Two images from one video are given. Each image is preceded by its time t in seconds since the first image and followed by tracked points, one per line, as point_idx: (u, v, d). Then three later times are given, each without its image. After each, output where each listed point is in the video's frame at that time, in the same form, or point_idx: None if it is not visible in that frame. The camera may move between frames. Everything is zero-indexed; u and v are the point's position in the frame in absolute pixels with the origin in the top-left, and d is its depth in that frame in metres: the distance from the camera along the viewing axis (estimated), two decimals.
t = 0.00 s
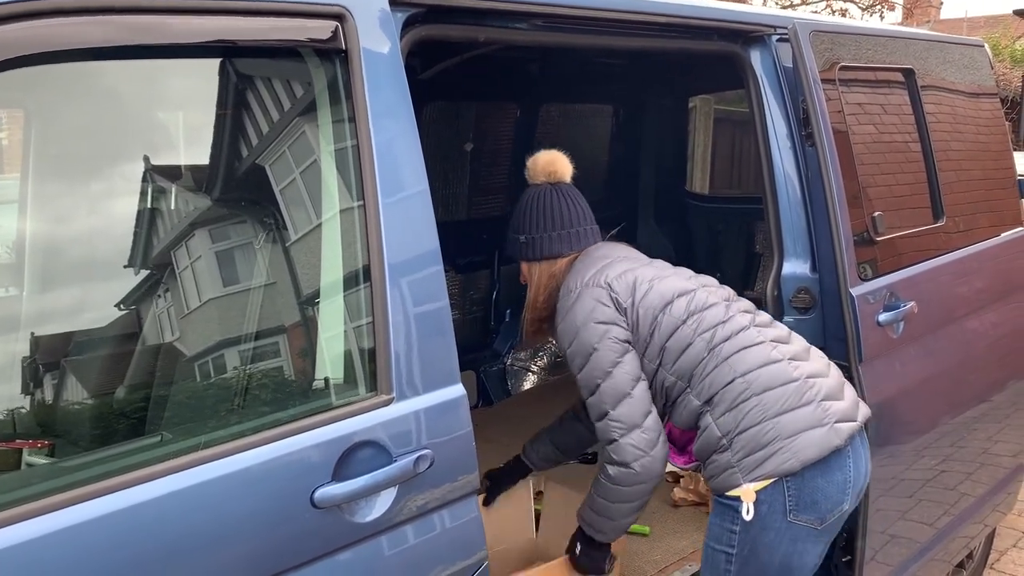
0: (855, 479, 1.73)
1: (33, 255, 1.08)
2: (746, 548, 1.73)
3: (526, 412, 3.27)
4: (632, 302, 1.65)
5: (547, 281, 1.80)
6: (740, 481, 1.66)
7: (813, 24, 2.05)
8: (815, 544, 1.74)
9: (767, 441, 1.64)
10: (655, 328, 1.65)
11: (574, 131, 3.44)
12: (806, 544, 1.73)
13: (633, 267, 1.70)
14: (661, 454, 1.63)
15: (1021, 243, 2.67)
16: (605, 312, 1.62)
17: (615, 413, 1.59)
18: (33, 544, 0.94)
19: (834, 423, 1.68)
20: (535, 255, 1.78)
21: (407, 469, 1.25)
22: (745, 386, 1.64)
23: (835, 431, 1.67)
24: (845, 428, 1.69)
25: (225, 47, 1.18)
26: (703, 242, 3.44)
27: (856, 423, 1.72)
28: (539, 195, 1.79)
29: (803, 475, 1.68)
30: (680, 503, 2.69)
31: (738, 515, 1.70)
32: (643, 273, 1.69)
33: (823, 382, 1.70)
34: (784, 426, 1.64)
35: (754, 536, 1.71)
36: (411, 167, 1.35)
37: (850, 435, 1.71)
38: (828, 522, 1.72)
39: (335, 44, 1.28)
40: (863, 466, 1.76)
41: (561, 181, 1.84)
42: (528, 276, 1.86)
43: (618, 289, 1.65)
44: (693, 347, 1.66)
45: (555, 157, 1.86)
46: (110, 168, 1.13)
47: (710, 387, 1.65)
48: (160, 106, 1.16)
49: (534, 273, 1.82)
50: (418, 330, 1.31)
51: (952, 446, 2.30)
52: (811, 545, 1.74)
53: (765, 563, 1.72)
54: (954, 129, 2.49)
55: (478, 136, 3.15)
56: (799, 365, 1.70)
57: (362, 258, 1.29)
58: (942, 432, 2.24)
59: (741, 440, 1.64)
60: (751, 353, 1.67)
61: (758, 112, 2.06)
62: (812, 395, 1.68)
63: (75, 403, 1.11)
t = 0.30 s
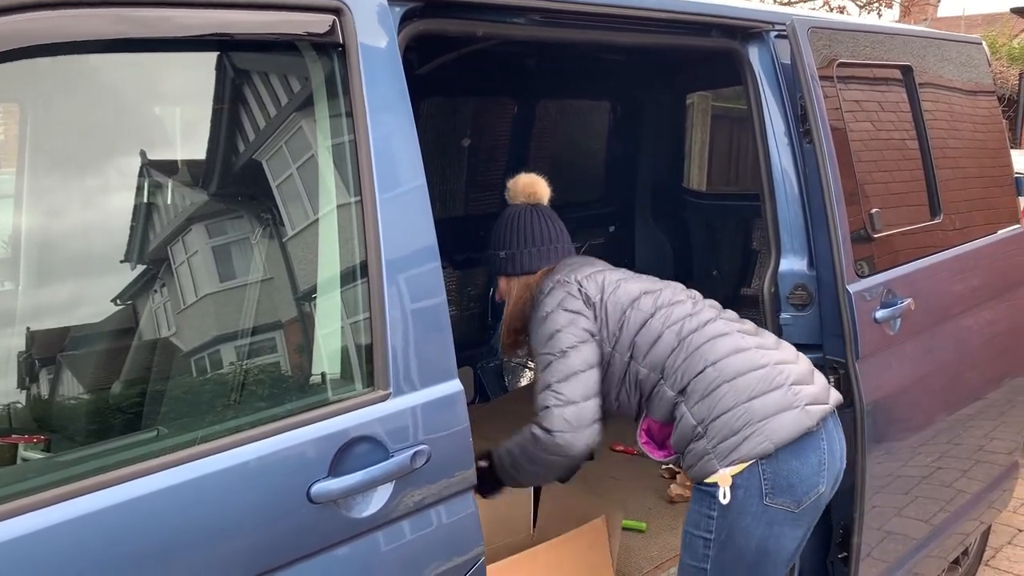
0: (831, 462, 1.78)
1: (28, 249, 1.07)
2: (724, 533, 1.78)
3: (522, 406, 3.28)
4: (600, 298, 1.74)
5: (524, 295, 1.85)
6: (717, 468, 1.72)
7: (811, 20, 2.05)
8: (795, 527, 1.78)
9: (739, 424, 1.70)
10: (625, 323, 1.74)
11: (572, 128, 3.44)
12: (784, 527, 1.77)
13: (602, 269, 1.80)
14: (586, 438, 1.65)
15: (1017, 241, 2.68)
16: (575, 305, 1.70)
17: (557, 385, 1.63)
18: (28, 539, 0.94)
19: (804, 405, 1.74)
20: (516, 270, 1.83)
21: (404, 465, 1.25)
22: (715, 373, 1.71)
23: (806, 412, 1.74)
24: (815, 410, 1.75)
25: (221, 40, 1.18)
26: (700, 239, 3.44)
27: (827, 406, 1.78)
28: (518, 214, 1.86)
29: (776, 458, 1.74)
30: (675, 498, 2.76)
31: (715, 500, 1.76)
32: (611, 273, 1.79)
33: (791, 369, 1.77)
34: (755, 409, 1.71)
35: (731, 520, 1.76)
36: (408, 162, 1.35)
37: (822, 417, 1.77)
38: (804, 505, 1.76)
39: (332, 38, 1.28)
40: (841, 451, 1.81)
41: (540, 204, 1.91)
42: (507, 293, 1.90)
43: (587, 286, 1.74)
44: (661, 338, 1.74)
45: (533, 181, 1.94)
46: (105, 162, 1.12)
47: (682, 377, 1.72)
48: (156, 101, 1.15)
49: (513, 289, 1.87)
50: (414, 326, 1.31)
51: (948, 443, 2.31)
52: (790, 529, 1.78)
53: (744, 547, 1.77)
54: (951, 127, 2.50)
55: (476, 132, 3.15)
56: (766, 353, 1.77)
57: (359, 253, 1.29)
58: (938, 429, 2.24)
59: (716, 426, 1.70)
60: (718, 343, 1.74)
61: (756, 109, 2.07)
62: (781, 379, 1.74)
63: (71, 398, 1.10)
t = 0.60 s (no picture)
0: (786, 428, 1.78)
1: (28, 246, 1.07)
2: (689, 509, 1.82)
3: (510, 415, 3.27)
4: (537, 310, 1.98)
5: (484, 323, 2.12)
6: (672, 446, 1.76)
7: (811, 18, 2.05)
8: (760, 498, 1.78)
9: (689, 399, 1.74)
10: (565, 329, 1.94)
11: (571, 125, 3.44)
12: (747, 498, 1.78)
13: (548, 290, 2.04)
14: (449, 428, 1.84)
15: (1016, 239, 2.69)
16: (509, 315, 1.95)
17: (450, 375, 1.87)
18: (28, 535, 0.94)
19: (748, 377, 1.76)
20: (480, 299, 2.11)
21: (405, 461, 1.26)
22: (650, 360, 1.81)
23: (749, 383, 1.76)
24: (761, 381, 1.77)
25: (220, 36, 1.18)
26: (699, 236, 3.44)
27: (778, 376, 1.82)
28: (479, 255, 2.20)
29: (727, 429, 1.77)
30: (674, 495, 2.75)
31: (675, 478, 1.81)
32: (555, 293, 2.03)
33: (733, 351, 1.84)
34: (701, 383, 1.75)
35: (694, 495, 1.80)
36: (409, 159, 1.35)
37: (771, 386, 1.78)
38: (764, 473, 1.76)
39: (334, 34, 1.27)
40: (799, 418, 1.82)
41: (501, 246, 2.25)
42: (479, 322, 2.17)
43: (529, 301, 1.99)
44: (603, 335, 1.90)
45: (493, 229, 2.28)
46: (104, 158, 1.12)
47: (621, 370, 1.85)
48: (155, 97, 1.15)
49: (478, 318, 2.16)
50: (414, 323, 1.31)
51: (947, 440, 2.31)
52: (755, 499, 1.78)
53: (709, 521, 1.79)
54: (951, 124, 2.50)
55: (476, 129, 3.15)
56: (710, 338, 1.86)
57: (360, 249, 1.29)
58: (937, 426, 2.25)
59: (662, 407, 1.77)
60: (654, 334, 1.86)
61: (756, 107, 2.07)
62: (724, 357, 1.81)
63: (70, 394, 1.11)
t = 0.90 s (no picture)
0: (732, 408, 1.76)
1: (29, 246, 1.07)
2: (653, 499, 1.81)
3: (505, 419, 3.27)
4: (486, 330, 2.01)
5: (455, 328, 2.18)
6: (626, 443, 1.75)
7: (812, 16, 2.06)
8: (719, 480, 1.76)
9: (631, 399, 1.73)
10: (511, 347, 1.95)
11: (572, 123, 3.43)
12: (706, 481, 1.75)
13: (493, 308, 2.06)
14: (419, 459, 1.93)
15: (1015, 238, 2.69)
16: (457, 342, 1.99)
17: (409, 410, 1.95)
18: (30, 534, 0.94)
19: (686, 366, 1.75)
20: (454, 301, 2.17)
21: (407, 459, 1.26)
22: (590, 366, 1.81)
23: (687, 371, 1.75)
24: (700, 369, 1.76)
25: (222, 35, 1.18)
26: (699, 234, 3.44)
27: (719, 362, 1.81)
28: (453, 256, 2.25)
29: (675, 416, 1.75)
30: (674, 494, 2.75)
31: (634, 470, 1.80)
32: (502, 308, 2.04)
33: (673, 343, 1.83)
34: (640, 379, 1.74)
35: (655, 483, 1.79)
36: (411, 157, 1.35)
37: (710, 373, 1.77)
38: (717, 455, 1.74)
39: (336, 32, 1.27)
40: (745, 397, 1.80)
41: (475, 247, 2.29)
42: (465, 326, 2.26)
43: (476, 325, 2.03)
44: (546, 348, 1.89)
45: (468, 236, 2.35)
46: (104, 157, 1.12)
47: (567, 379, 1.85)
48: (156, 96, 1.15)
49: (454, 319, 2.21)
50: (415, 320, 1.31)
51: (947, 439, 2.32)
52: (713, 481, 1.76)
53: (672, 509, 1.77)
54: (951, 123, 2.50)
55: (477, 127, 3.14)
56: (648, 335, 1.85)
57: (363, 246, 1.29)
58: (937, 425, 2.25)
59: (611, 409, 1.77)
60: (592, 339, 1.85)
61: (757, 105, 2.07)
62: (661, 352, 1.79)
63: (70, 392, 1.10)
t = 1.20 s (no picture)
0: (740, 410, 1.77)
1: (30, 247, 1.07)
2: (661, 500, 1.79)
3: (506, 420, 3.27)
4: (502, 322, 2.00)
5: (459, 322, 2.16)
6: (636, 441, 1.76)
7: (812, 16, 2.06)
8: (728, 481, 1.75)
9: (643, 398, 1.74)
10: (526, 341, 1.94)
11: (572, 123, 3.43)
12: (715, 482, 1.75)
13: (508, 301, 2.04)
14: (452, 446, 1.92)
15: (1015, 238, 2.69)
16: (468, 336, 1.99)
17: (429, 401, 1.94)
18: (33, 535, 0.94)
19: (700, 368, 1.76)
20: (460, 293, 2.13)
21: (410, 460, 1.26)
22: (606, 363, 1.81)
23: (701, 373, 1.76)
24: (713, 371, 1.77)
25: (222, 36, 1.18)
26: (699, 234, 3.45)
27: (730, 364, 1.82)
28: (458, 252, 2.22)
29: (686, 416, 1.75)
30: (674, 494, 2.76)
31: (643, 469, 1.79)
32: (513, 302, 2.04)
33: (687, 345, 1.84)
34: (654, 379, 1.75)
35: (664, 485, 1.78)
36: (411, 158, 1.35)
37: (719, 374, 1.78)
38: (726, 456, 1.74)
39: (338, 33, 1.28)
40: (753, 399, 1.81)
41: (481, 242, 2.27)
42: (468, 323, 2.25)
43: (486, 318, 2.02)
44: (560, 344, 1.89)
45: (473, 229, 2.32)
46: (104, 158, 1.12)
47: (581, 375, 1.85)
48: (156, 96, 1.15)
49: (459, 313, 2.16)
50: (415, 320, 1.31)
51: (947, 439, 2.32)
52: (723, 482, 1.75)
53: (680, 511, 1.77)
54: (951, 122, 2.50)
55: (477, 127, 3.14)
56: (661, 336, 1.86)
57: (364, 246, 1.29)
58: (937, 425, 2.25)
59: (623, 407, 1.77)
60: (608, 336, 1.86)
61: (757, 105, 2.07)
62: (674, 353, 1.80)
63: (70, 393, 1.10)
